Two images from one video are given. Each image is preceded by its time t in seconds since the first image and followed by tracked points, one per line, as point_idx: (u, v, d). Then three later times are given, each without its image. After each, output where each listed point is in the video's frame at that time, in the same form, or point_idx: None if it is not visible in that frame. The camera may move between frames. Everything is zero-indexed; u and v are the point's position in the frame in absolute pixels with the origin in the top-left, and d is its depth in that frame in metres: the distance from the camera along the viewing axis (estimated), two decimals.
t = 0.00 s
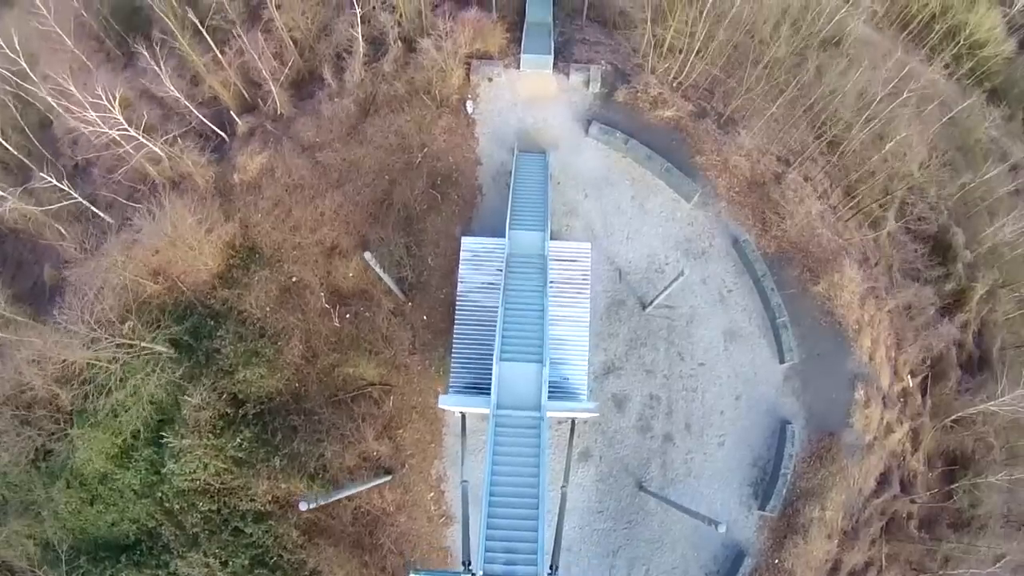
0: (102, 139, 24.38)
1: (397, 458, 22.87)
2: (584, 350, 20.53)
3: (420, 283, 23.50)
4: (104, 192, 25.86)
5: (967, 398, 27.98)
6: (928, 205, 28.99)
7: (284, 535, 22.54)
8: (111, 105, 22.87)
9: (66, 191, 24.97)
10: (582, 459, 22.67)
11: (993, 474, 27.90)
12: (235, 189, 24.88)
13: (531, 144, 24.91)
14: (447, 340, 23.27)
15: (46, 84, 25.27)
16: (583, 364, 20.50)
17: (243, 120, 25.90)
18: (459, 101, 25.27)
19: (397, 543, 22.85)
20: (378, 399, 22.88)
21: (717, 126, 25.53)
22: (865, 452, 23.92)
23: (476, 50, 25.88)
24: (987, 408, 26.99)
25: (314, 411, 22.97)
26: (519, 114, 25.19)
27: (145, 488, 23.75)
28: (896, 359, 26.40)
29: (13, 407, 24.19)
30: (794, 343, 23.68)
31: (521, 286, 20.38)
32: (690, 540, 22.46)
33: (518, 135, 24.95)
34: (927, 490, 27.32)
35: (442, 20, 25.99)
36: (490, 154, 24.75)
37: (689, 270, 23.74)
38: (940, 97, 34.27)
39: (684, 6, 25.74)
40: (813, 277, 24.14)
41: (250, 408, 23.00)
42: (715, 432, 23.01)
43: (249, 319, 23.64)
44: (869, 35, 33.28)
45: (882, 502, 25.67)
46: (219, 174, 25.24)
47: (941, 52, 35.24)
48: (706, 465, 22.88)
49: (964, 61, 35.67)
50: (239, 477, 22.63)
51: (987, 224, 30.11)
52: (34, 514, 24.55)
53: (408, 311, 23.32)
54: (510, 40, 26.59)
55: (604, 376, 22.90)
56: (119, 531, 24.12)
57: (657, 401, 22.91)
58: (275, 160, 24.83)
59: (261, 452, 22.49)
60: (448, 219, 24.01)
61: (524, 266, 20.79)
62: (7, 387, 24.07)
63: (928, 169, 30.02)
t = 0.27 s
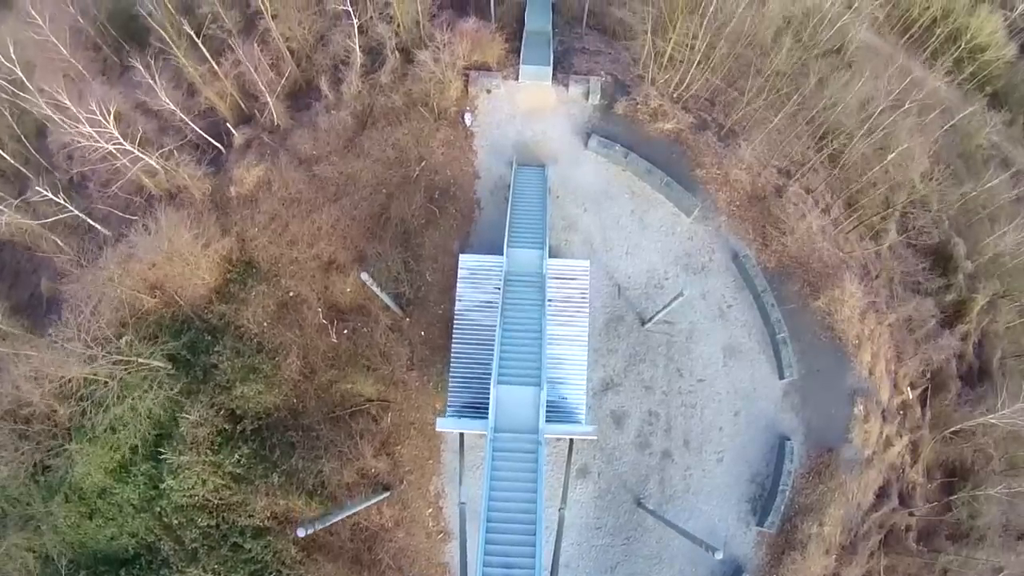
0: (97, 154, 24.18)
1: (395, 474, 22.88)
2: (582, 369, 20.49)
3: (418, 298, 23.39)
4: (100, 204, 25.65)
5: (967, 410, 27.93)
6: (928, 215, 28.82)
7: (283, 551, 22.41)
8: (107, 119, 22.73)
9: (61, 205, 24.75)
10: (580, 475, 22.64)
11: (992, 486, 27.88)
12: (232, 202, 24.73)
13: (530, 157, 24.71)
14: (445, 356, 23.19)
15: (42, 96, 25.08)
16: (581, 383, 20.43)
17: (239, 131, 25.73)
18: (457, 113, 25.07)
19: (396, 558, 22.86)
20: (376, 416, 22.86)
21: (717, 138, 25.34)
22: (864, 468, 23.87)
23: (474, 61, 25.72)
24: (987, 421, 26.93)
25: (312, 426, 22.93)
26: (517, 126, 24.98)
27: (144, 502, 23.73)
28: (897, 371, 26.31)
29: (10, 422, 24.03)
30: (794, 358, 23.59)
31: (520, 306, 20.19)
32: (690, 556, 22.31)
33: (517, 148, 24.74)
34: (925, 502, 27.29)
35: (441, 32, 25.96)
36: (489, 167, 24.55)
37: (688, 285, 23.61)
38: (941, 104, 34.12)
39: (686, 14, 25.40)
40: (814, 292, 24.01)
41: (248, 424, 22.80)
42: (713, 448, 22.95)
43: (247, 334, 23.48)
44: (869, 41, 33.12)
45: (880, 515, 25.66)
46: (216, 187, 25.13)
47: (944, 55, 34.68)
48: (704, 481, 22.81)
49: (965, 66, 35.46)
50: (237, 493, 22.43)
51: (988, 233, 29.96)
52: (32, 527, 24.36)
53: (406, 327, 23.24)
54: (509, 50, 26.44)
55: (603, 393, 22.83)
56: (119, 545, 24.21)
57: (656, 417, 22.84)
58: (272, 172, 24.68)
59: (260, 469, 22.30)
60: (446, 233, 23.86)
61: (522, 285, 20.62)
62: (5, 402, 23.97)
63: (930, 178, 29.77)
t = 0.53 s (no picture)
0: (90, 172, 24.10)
1: (393, 491, 22.82)
2: (580, 390, 20.42)
3: (416, 314, 23.24)
4: (96, 217, 25.48)
5: (966, 421, 27.83)
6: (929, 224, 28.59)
7: (282, 567, 22.32)
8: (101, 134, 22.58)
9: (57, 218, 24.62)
10: (579, 491, 22.59)
11: (991, 498, 27.81)
12: (228, 215, 24.57)
13: (529, 171, 24.48)
14: (443, 373, 23.08)
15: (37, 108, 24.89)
16: (580, 403, 20.34)
17: (236, 143, 25.54)
18: (455, 126, 24.83)
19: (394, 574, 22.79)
20: (374, 433, 22.79)
21: (719, 150, 25.08)
22: (864, 483, 23.79)
23: (472, 73, 25.47)
24: (987, 433, 26.82)
25: (310, 443, 22.82)
26: (516, 139, 24.75)
27: (144, 517, 23.64)
28: (897, 385, 26.19)
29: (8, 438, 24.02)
30: (793, 374, 23.49)
31: (519, 325, 20.07)
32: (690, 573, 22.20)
33: (516, 161, 24.52)
34: (924, 514, 27.26)
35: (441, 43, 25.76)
36: (487, 181, 24.33)
37: (688, 300, 23.45)
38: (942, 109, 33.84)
39: (689, 23, 25.05)
40: (814, 306, 23.87)
41: (246, 440, 22.66)
42: (712, 465, 22.88)
43: (244, 350, 23.40)
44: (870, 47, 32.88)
45: (879, 529, 25.62)
46: (213, 200, 24.99)
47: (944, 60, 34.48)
48: (703, 498, 22.75)
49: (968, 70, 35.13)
50: (236, 509, 22.30)
51: (990, 242, 29.74)
52: (31, 541, 24.39)
53: (404, 343, 23.12)
54: (508, 61, 26.21)
55: (602, 410, 22.73)
56: (118, 558, 24.24)
57: (654, 434, 22.77)
58: (269, 186, 24.50)
59: (258, 485, 22.15)
60: (444, 248, 23.68)
61: (521, 305, 20.45)
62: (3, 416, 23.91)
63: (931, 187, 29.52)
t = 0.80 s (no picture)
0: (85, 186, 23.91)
1: (392, 507, 22.83)
2: (580, 410, 20.30)
3: (414, 330, 23.12)
4: (91, 230, 25.29)
5: (966, 434, 27.75)
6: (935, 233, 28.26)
7: None
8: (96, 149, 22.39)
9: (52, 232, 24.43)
10: (578, 508, 22.54)
11: (990, 509, 27.77)
12: (225, 229, 24.39)
13: (528, 185, 24.27)
14: (441, 390, 22.98)
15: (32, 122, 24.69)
16: (579, 423, 20.27)
17: (232, 156, 25.36)
18: (453, 139, 24.61)
19: None
20: (372, 450, 22.75)
21: (720, 164, 24.87)
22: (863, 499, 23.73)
23: (471, 85, 25.24)
24: (987, 446, 26.73)
25: (309, 460, 22.75)
26: (515, 152, 24.52)
27: (143, 532, 23.65)
28: (896, 398, 26.12)
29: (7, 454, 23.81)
30: (793, 391, 23.40)
31: (517, 347, 20.05)
32: None
33: (515, 175, 24.30)
34: (923, 526, 27.25)
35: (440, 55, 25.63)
36: (485, 195, 24.12)
37: (688, 316, 23.31)
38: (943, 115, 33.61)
39: (690, 34, 24.79)
40: (815, 322, 23.74)
41: (245, 457, 22.57)
42: (710, 482, 22.83)
43: (242, 366, 23.28)
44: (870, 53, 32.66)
45: (878, 543, 25.61)
46: (210, 213, 24.83)
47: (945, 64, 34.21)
48: (701, 515, 22.69)
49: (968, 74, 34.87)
50: (235, 525, 22.27)
51: (991, 251, 29.56)
52: (30, 555, 24.01)
53: (402, 360, 23.02)
54: (506, 72, 25.98)
55: (601, 427, 22.65)
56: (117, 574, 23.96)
57: (653, 451, 22.73)
58: (266, 199, 24.32)
59: (257, 502, 22.10)
60: (442, 264, 23.51)
61: (519, 325, 20.43)
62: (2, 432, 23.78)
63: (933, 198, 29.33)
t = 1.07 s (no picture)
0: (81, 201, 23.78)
1: (390, 524, 22.81)
2: (578, 431, 20.27)
3: (413, 347, 22.99)
4: (88, 244, 25.12)
5: (966, 446, 27.64)
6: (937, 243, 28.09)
7: None
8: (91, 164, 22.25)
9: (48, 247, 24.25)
10: (577, 526, 22.52)
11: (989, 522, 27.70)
12: (222, 243, 24.22)
13: (527, 199, 24.05)
14: (439, 407, 22.85)
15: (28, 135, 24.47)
16: (577, 444, 20.20)
17: (229, 169, 25.18)
18: (452, 153, 24.41)
19: None
20: (371, 467, 22.71)
21: (720, 177, 24.64)
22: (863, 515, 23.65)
23: (469, 98, 25.02)
24: (987, 460, 26.62)
25: (307, 477, 22.73)
26: (514, 166, 24.29)
27: (143, 547, 23.45)
28: (897, 412, 26.01)
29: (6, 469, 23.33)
30: (793, 407, 23.28)
31: (515, 368, 19.90)
32: None
33: (513, 189, 24.09)
34: (921, 538, 27.29)
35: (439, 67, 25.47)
36: (484, 210, 23.92)
37: (687, 333, 23.16)
38: (944, 120, 33.37)
39: (691, 46, 24.53)
40: (816, 338, 23.60)
41: (243, 474, 22.42)
42: (710, 499, 22.69)
43: (240, 383, 23.14)
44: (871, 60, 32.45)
45: (877, 557, 25.58)
46: (207, 227, 24.67)
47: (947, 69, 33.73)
48: (700, 531, 22.56)
49: (969, 78, 34.62)
50: (234, 542, 22.03)
51: (993, 261, 29.38)
52: (30, 570, 23.76)
53: (400, 377, 22.91)
54: (505, 84, 25.76)
55: (600, 444, 22.57)
56: None
57: (652, 468, 22.65)
58: (263, 213, 24.12)
59: (255, 519, 21.89)
60: (440, 280, 23.35)
61: (516, 346, 20.28)
62: None
63: (934, 208, 29.19)
